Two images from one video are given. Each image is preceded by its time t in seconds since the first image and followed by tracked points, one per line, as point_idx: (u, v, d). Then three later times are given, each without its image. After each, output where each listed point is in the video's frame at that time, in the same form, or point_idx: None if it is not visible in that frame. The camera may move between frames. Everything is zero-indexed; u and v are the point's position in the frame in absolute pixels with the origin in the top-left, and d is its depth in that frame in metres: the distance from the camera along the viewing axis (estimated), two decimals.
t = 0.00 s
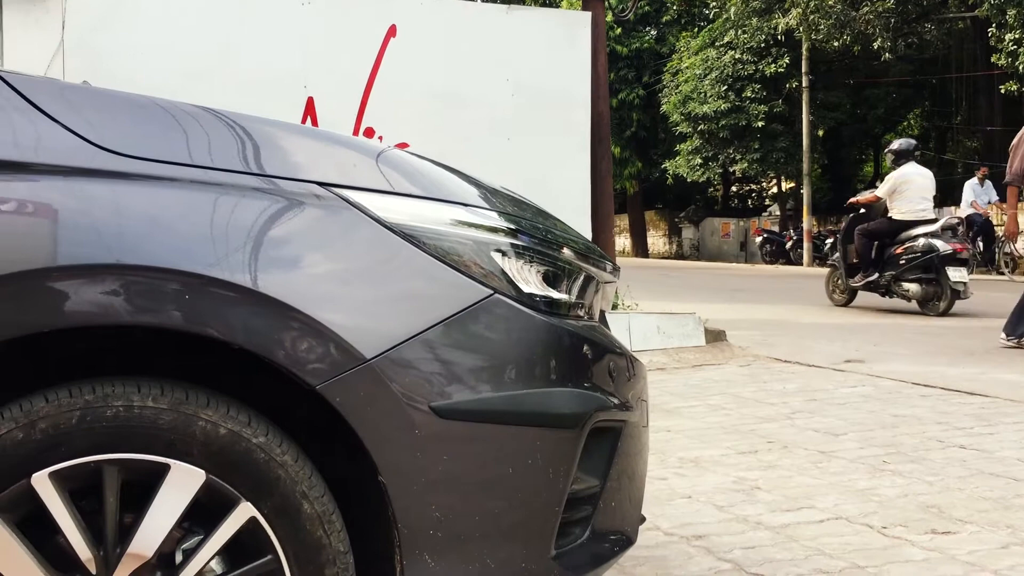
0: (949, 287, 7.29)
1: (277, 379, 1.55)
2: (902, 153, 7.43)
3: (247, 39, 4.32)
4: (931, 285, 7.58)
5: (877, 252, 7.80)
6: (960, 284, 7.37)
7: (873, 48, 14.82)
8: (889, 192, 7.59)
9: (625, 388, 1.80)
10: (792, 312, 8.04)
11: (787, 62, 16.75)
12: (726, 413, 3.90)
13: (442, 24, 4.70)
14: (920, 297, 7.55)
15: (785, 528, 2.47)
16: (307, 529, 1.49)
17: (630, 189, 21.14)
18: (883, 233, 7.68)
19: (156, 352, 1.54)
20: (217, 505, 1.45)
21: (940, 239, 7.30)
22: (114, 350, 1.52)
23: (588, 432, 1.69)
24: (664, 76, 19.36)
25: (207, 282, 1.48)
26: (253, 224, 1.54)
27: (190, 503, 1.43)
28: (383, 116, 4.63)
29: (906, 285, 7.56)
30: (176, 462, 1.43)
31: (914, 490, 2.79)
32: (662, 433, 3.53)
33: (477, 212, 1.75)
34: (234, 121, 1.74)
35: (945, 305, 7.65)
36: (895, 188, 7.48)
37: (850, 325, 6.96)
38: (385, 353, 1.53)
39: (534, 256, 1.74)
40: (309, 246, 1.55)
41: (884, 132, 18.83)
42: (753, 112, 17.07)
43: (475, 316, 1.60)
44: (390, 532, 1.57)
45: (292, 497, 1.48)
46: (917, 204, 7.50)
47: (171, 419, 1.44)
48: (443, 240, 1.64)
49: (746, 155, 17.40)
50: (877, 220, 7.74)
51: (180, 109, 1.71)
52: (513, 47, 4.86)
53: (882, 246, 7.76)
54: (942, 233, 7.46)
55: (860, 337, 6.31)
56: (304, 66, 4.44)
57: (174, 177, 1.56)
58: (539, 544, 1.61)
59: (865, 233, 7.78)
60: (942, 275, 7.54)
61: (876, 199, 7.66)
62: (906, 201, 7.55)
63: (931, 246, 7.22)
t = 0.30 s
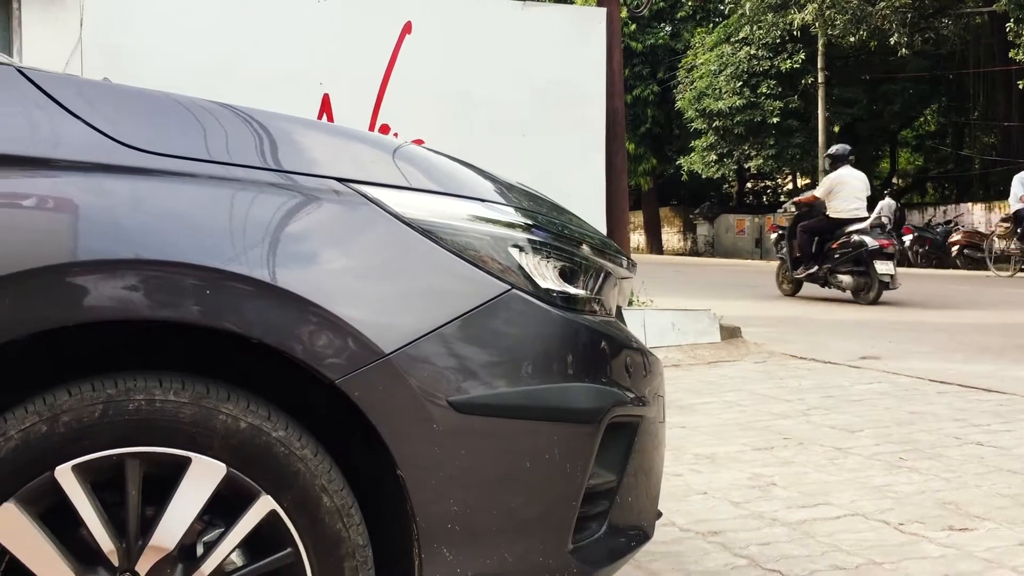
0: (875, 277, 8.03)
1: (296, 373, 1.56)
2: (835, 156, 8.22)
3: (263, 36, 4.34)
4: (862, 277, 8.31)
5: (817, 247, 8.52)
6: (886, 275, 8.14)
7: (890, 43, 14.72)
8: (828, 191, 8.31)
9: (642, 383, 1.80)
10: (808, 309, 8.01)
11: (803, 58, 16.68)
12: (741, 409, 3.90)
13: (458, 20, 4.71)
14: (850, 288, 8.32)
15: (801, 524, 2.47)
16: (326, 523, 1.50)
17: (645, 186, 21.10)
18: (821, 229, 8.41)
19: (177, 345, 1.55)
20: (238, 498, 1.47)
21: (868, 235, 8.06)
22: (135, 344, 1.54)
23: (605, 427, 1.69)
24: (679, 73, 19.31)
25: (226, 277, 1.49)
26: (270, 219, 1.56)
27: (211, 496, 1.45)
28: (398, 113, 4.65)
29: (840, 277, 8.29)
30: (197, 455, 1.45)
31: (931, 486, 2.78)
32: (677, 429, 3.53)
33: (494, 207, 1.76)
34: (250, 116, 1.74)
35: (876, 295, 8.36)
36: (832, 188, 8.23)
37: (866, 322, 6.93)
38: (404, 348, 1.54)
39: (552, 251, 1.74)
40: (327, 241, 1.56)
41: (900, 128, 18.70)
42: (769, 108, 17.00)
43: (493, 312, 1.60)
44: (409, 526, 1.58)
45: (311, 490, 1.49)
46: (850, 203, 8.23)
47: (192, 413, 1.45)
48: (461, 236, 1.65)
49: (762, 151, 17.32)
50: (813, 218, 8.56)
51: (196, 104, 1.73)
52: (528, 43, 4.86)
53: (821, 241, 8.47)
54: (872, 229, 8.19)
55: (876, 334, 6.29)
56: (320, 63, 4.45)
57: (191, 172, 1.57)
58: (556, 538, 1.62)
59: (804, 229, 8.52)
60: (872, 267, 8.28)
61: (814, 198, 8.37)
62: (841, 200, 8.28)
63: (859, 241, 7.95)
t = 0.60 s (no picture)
0: (810, 266, 8.97)
1: (324, 367, 1.58)
2: (778, 158, 8.95)
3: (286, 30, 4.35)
4: (801, 266, 9.20)
5: (760, 239, 9.43)
6: (819, 264, 9.06)
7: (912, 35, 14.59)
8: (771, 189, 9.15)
9: (666, 378, 1.80)
10: (829, 303, 7.97)
11: (825, 50, 16.58)
12: (762, 404, 3.89)
13: (479, 15, 4.69)
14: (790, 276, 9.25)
15: (824, 519, 2.46)
16: (354, 514, 1.52)
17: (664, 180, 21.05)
18: (765, 222, 9.29)
19: (207, 339, 1.57)
20: (267, 490, 1.48)
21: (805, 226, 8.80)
22: (165, 338, 1.55)
23: (630, 420, 1.70)
24: (698, 66, 19.23)
25: (254, 271, 1.51)
26: (296, 213, 1.57)
27: (241, 487, 1.46)
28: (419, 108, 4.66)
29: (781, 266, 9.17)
30: (227, 447, 1.46)
31: (955, 482, 2.76)
32: (699, 423, 3.53)
33: (519, 202, 1.76)
34: (273, 110, 1.75)
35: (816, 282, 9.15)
36: (773, 186, 9.08)
37: (887, 317, 6.89)
38: (430, 342, 1.55)
39: (576, 245, 1.75)
40: (353, 236, 1.58)
41: (922, 121, 18.53)
42: (789, 102, 16.88)
43: (519, 305, 1.61)
44: (435, 518, 1.59)
45: (339, 483, 1.51)
46: (790, 201, 9.11)
47: (222, 406, 1.47)
48: (486, 230, 1.66)
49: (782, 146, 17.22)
50: (758, 213, 9.46)
51: (220, 98, 1.73)
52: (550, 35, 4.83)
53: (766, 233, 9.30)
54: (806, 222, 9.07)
55: (898, 328, 6.25)
56: (340, 57, 4.46)
57: (216, 167, 1.58)
58: (581, 531, 1.63)
59: (749, 224, 9.45)
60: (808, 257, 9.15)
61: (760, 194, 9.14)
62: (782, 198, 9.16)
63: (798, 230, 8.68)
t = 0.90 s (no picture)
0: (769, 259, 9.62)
1: (347, 361, 1.59)
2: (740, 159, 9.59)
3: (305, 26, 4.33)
4: (760, 258, 9.86)
5: (725, 233, 10.06)
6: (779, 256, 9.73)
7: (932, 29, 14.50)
8: (732, 187, 9.78)
9: (686, 372, 1.80)
10: (847, 298, 7.94)
11: (843, 44, 16.50)
12: (781, 399, 3.88)
13: (496, 11, 4.65)
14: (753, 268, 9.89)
15: (844, 514, 2.46)
16: (377, 508, 1.53)
17: (680, 175, 21.05)
18: (729, 217, 9.89)
19: (231, 334, 1.58)
20: (292, 483, 1.50)
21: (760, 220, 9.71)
22: (189, 333, 1.57)
23: (651, 415, 1.70)
24: (715, 61, 19.19)
25: (277, 266, 1.52)
26: (317, 209, 1.57)
27: (266, 480, 1.48)
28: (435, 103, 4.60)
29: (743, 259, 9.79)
30: (252, 440, 1.48)
31: (976, 477, 2.75)
32: (717, 418, 3.53)
33: (540, 197, 1.77)
34: (292, 105, 1.75)
35: (775, 273, 9.84)
36: (736, 185, 9.73)
37: (906, 312, 6.86)
38: (453, 337, 1.56)
39: (597, 241, 1.75)
40: (374, 232, 1.58)
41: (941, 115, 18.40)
42: (807, 96, 16.78)
43: (540, 301, 1.61)
44: (457, 512, 1.60)
45: (362, 476, 1.52)
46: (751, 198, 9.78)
47: (247, 400, 1.48)
48: (507, 225, 1.66)
49: (799, 140, 17.14)
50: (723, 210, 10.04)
51: (239, 93, 1.74)
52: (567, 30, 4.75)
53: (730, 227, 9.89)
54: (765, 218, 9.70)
55: (917, 324, 6.23)
56: (358, 54, 4.43)
57: (237, 163, 1.59)
58: (602, 525, 1.63)
59: (715, 219, 10.05)
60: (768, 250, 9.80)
61: (723, 191, 9.77)
62: (743, 195, 9.78)
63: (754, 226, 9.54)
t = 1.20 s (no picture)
0: (731, 251, 10.19)
1: (375, 355, 1.60)
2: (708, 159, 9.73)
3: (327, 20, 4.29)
4: (724, 250, 10.41)
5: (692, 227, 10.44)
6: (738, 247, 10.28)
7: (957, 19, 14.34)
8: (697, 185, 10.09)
9: (711, 367, 1.80)
10: (869, 292, 7.90)
11: (866, 36, 16.36)
12: (804, 394, 3.87)
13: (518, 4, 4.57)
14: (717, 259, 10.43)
15: (868, 509, 2.45)
16: (405, 501, 1.54)
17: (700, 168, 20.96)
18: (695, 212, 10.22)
19: (260, 329, 1.60)
20: (321, 476, 1.51)
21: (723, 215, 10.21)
22: (218, 328, 1.58)
23: (676, 409, 1.70)
24: (736, 53, 19.09)
25: (304, 261, 1.53)
26: (341, 205, 1.58)
27: (295, 473, 1.50)
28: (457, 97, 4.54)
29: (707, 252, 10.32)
30: (282, 434, 1.49)
31: (1002, 472, 2.73)
32: (739, 413, 3.52)
33: (565, 192, 1.77)
34: (316, 102, 1.76)
35: (737, 263, 10.42)
36: (701, 182, 10.03)
37: (929, 305, 6.82)
38: (479, 332, 1.57)
39: (621, 235, 1.75)
40: (400, 227, 1.59)
41: (965, 107, 18.20)
42: (829, 88, 16.66)
43: (565, 296, 1.62)
44: (484, 505, 1.61)
45: (390, 470, 1.53)
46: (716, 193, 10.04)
47: (277, 394, 1.50)
48: (532, 220, 1.67)
49: (821, 133, 17.03)
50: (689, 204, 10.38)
51: (263, 90, 1.75)
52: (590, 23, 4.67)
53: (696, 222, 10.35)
54: (730, 212, 10.17)
55: (941, 317, 6.18)
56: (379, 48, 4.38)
57: (261, 159, 1.60)
58: (627, 518, 1.64)
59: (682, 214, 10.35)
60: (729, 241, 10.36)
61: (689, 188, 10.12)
62: (709, 193, 10.11)
63: (717, 221, 10.05)
